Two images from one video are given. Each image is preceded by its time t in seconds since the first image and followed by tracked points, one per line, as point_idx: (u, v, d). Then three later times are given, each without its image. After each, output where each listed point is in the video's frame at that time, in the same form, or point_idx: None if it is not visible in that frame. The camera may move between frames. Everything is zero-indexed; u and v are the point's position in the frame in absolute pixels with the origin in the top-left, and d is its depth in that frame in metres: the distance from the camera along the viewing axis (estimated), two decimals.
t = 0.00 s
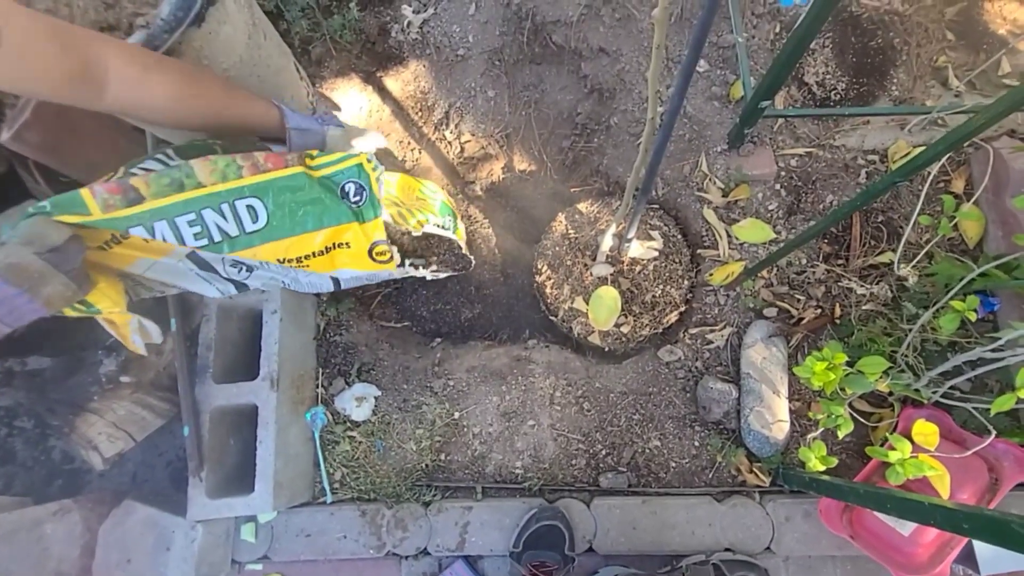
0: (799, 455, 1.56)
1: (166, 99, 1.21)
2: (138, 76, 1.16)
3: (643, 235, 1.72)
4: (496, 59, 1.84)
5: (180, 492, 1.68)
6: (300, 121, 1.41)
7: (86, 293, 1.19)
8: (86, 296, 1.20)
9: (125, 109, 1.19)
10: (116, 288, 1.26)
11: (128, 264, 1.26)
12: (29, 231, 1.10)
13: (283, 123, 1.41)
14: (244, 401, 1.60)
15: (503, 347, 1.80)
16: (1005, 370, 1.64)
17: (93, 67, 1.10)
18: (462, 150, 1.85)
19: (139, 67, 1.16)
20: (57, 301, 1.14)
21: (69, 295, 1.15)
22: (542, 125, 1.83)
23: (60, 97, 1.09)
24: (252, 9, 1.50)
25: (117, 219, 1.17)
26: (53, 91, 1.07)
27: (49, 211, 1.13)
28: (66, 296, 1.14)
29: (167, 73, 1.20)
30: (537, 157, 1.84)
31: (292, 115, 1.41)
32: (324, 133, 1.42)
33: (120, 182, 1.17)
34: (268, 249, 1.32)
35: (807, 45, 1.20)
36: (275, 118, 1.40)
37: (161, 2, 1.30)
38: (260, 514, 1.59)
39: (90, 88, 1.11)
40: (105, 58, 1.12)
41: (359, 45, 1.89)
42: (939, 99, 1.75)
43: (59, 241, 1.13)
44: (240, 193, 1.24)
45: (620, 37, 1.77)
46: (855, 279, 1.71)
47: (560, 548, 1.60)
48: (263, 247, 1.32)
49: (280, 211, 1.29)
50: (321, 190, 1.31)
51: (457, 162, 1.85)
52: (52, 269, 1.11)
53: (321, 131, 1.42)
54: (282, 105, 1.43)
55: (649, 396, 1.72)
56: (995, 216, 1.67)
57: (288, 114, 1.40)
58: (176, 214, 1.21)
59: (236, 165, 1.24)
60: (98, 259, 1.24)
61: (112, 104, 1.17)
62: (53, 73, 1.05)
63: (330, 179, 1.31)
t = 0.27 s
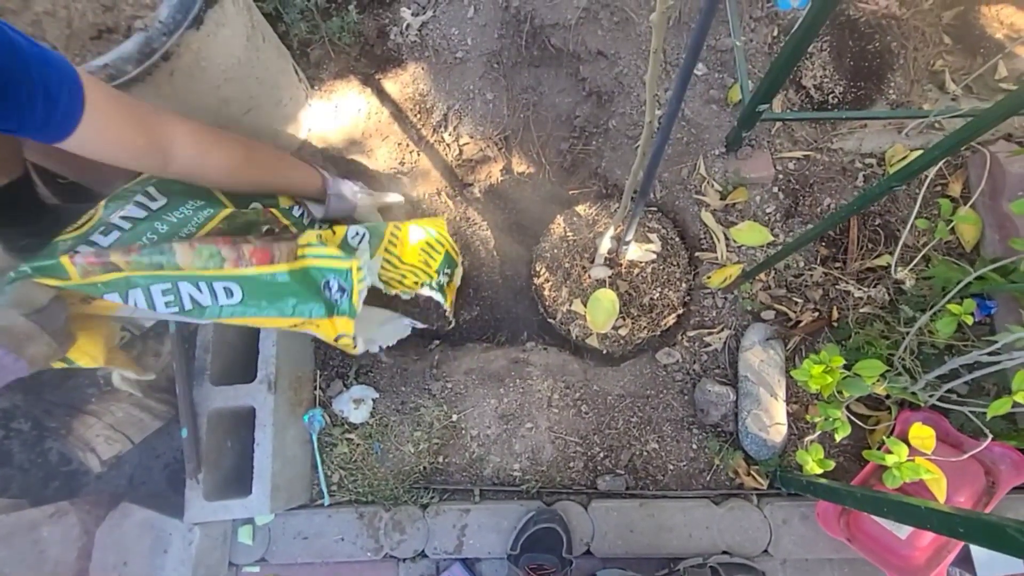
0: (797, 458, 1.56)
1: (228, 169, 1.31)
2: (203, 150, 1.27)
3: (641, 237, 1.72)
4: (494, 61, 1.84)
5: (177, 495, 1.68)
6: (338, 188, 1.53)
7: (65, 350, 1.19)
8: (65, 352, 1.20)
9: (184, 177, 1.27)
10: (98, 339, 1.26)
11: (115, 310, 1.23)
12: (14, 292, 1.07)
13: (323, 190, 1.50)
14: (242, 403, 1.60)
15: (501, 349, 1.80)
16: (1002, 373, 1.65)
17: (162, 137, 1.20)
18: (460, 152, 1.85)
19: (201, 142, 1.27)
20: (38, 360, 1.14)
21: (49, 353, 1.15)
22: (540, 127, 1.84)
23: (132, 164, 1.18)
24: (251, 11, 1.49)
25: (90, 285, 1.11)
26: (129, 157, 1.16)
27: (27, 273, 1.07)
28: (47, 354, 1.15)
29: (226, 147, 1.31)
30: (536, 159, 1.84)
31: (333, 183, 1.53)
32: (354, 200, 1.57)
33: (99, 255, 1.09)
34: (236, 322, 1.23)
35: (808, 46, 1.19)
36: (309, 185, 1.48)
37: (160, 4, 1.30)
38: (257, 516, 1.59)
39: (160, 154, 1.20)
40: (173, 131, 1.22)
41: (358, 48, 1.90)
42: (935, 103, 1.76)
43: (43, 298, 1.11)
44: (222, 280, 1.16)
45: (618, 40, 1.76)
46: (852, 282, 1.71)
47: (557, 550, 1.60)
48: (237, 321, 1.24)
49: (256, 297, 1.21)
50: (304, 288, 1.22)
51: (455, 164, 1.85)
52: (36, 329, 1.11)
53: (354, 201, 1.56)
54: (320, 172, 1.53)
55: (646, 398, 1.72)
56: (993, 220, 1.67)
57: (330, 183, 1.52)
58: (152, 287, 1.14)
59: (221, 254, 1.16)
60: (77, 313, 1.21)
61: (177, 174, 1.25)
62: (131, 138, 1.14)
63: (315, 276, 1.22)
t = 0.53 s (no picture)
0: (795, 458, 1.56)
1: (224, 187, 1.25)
2: (199, 169, 1.21)
3: (641, 237, 1.72)
4: (494, 61, 1.85)
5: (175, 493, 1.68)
6: (339, 213, 1.51)
7: (35, 332, 1.19)
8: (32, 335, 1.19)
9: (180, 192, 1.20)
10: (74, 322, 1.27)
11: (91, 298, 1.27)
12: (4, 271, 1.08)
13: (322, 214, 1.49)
14: (240, 402, 1.60)
15: (501, 348, 1.80)
16: (1000, 374, 1.65)
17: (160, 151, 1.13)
18: (460, 152, 1.85)
19: (200, 159, 1.21)
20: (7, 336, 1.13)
21: (19, 332, 1.14)
22: (540, 127, 1.84)
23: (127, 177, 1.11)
24: (251, 10, 1.49)
25: (81, 279, 1.10)
26: (131, 172, 1.09)
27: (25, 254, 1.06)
28: (17, 332, 1.14)
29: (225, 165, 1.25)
30: (536, 159, 1.84)
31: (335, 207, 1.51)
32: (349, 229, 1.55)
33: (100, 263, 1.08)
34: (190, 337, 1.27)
35: (808, 47, 1.19)
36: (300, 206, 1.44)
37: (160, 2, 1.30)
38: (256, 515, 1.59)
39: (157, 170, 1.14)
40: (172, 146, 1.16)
41: (358, 47, 1.90)
42: (934, 104, 1.77)
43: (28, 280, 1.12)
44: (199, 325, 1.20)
45: (618, 40, 1.76)
46: (851, 283, 1.72)
47: (555, 549, 1.61)
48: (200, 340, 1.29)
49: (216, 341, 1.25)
50: (265, 358, 1.27)
51: (455, 164, 1.85)
52: (15, 305, 1.11)
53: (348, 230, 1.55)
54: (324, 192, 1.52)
55: (645, 398, 1.72)
56: (991, 221, 1.68)
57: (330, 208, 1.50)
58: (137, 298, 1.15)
59: (205, 307, 1.19)
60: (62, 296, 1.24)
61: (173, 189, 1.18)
62: (128, 150, 1.07)
63: (277, 352, 1.28)
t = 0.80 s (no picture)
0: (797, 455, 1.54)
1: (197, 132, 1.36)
2: (165, 108, 1.29)
3: (641, 234, 1.72)
4: (495, 57, 1.85)
5: (174, 488, 1.68)
6: (315, 147, 1.60)
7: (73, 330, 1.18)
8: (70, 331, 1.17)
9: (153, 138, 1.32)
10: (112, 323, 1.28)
11: (128, 302, 1.30)
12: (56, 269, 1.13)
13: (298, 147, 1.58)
14: (239, 397, 1.60)
15: (501, 345, 1.80)
16: (1000, 372, 1.65)
17: (130, 100, 1.23)
18: (461, 148, 1.85)
19: (167, 100, 1.29)
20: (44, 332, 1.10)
21: (56, 330, 1.12)
22: (540, 124, 1.84)
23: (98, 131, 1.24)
24: (252, 5, 1.49)
25: (133, 272, 1.22)
26: (92, 117, 1.19)
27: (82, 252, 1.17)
28: (55, 330, 1.11)
29: (191, 102, 1.33)
30: (536, 155, 1.84)
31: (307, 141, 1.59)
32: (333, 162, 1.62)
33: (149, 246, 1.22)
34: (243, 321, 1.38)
35: (808, 44, 1.18)
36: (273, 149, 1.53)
37: None
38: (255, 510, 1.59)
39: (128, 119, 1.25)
40: (140, 91, 1.24)
41: (359, 43, 1.90)
42: (935, 102, 1.77)
43: (80, 282, 1.15)
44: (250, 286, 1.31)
45: (619, 37, 1.77)
46: (851, 280, 1.71)
47: (554, 546, 1.61)
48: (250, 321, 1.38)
49: (270, 302, 1.35)
50: (314, 301, 1.38)
51: (456, 160, 1.85)
52: (58, 302, 1.11)
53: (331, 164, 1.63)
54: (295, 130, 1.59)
55: (645, 395, 1.72)
56: (992, 219, 1.68)
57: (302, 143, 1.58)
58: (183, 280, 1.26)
59: (256, 261, 1.31)
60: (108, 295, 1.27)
61: (146, 135, 1.31)
62: (98, 106, 1.18)
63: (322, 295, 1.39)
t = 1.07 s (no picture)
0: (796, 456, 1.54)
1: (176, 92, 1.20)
2: (141, 65, 1.15)
3: (641, 235, 1.73)
4: (496, 57, 1.85)
5: (174, 488, 1.68)
6: (312, 105, 1.40)
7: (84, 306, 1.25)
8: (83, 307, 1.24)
9: (130, 102, 1.17)
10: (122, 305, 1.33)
11: (140, 285, 1.34)
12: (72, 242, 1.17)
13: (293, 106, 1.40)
14: (239, 396, 1.60)
15: (501, 345, 1.80)
16: (1000, 373, 1.65)
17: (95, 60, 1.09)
18: (461, 148, 1.86)
19: (140, 53, 1.14)
20: (60, 303, 1.14)
21: (72, 302, 1.16)
22: (541, 124, 1.84)
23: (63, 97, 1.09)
24: (251, 5, 1.52)
25: (149, 251, 1.27)
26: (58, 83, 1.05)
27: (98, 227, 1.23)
28: (70, 302, 1.16)
29: (169, 57, 1.18)
30: (536, 156, 1.84)
31: (303, 98, 1.39)
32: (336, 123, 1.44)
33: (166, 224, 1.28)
34: (255, 299, 1.43)
35: (809, 45, 1.18)
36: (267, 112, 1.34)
37: None
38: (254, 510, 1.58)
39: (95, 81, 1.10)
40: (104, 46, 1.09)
41: (359, 43, 1.90)
42: (936, 103, 1.77)
43: (94, 257, 1.19)
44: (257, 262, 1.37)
45: (620, 37, 1.77)
46: (852, 281, 1.71)
47: (554, 546, 1.60)
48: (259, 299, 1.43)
49: (281, 280, 1.41)
50: (325, 281, 1.44)
51: (456, 160, 1.86)
52: (72, 274, 1.14)
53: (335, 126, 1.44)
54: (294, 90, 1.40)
55: (645, 396, 1.72)
56: (992, 219, 1.68)
57: (301, 98, 1.39)
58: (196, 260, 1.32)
59: (268, 242, 1.37)
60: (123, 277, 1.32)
61: (120, 99, 1.15)
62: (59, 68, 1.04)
63: (333, 273, 1.45)
